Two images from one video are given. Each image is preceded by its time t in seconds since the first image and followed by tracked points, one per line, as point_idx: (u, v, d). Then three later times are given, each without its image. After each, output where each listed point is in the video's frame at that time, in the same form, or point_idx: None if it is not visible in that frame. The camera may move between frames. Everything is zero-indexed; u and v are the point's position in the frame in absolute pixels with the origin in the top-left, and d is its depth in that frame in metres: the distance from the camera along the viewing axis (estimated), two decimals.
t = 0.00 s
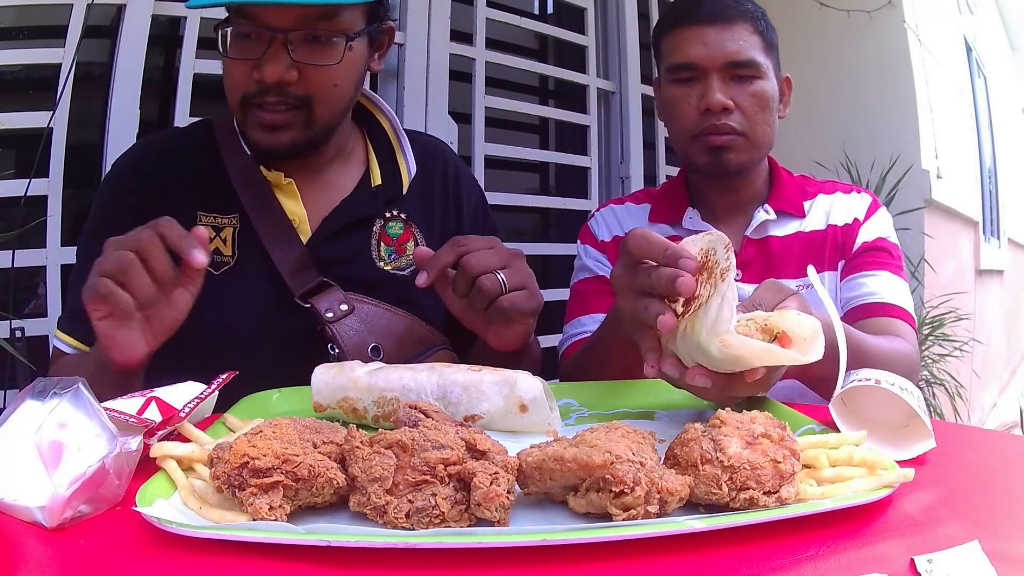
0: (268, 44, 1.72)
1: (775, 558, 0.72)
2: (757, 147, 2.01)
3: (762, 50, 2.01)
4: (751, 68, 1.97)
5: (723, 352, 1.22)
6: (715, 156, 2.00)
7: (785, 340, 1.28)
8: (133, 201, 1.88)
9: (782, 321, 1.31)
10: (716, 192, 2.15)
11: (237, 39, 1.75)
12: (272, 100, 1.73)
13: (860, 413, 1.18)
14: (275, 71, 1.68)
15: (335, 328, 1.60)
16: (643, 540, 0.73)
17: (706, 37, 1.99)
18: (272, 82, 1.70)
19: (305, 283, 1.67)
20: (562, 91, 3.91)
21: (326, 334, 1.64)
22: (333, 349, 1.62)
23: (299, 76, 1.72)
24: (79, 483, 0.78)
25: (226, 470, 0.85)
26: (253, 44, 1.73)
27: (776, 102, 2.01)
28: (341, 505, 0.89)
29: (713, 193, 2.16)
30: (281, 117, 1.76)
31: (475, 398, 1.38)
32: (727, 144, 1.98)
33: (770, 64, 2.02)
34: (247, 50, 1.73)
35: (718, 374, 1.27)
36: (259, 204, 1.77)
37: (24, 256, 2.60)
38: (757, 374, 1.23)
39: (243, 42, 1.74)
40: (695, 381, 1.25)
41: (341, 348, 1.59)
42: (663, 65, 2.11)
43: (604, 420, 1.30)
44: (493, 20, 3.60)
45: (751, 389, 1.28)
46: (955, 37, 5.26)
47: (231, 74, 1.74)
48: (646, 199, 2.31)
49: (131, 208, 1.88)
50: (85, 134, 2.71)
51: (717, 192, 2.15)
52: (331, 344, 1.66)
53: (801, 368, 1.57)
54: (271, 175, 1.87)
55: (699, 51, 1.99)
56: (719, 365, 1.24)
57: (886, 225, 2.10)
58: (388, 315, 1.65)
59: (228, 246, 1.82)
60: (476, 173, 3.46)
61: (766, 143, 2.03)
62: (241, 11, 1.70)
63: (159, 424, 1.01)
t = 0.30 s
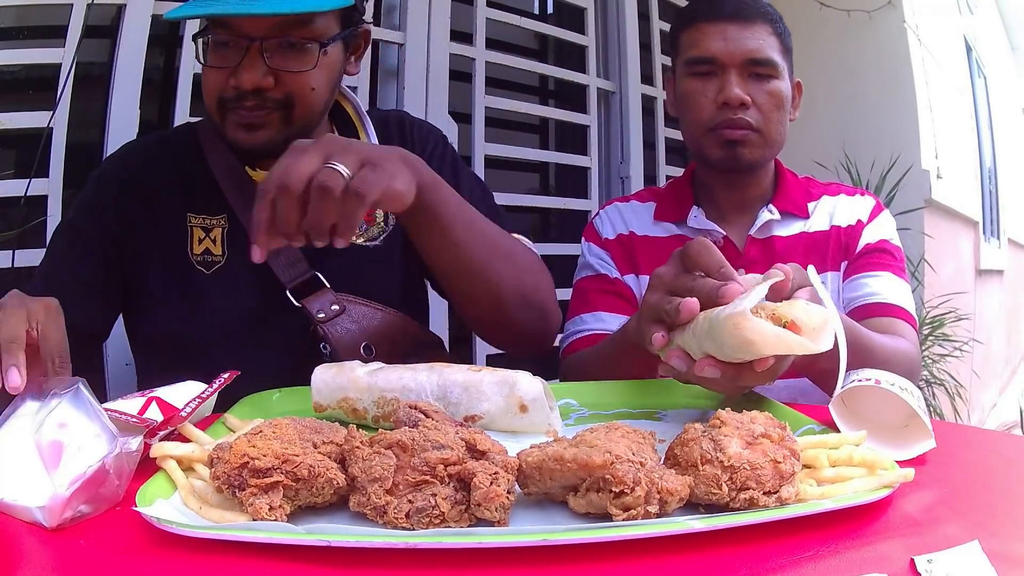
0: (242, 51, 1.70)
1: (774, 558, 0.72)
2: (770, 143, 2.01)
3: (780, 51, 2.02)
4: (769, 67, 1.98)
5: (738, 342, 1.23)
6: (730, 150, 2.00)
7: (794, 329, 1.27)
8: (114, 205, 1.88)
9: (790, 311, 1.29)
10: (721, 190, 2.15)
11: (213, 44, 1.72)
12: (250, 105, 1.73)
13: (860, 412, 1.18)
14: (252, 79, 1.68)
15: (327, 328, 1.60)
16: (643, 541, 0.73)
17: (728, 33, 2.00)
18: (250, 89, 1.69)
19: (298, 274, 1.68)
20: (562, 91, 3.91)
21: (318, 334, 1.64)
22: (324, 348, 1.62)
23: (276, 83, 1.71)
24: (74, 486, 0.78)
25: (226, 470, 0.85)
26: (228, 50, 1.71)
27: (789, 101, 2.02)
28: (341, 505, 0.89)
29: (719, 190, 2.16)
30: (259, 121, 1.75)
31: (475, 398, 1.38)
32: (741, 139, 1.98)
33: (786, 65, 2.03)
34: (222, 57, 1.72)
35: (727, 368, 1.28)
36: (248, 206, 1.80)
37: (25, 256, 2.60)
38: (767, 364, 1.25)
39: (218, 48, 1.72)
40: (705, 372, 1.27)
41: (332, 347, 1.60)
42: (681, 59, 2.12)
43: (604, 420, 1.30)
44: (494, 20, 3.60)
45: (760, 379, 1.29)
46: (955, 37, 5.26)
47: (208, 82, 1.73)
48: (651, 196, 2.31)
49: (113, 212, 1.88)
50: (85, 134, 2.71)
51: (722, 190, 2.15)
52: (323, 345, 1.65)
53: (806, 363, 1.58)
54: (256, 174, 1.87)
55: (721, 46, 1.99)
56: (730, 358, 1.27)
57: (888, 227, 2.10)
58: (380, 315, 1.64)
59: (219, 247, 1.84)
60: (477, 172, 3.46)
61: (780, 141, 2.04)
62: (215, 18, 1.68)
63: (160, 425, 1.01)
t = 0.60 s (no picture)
0: (225, 50, 1.69)
1: (773, 558, 0.73)
2: (778, 143, 2.01)
3: (790, 54, 2.03)
4: (779, 68, 1.98)
5: (739, 338, 1.25)
6: (740, 147, 2.00)
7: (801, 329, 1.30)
8: (106, 207, 1.88)
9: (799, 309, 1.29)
10: (726, 189, 2.15)
11: (197, 47, 1.73)
12: (231, 104, 1.72)
13: (860, 413, 1.18)
14: (233, 76, 1.67)
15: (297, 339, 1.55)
16: (643, 541, 0.73)
17: (741, 32, 2.00)
18: (232, 86, 1.69)
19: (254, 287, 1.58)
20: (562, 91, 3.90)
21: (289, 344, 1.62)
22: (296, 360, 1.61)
23: (257, 81, 1.70)
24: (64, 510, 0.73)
25: (226, 470, 0.85)
26: (211, 50, 1.71)
27: (797, 104, 2.03)
28: (341, 505, 0.89)
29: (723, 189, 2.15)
30: (241, 121, 1.74)
31: (474, 399, 1.38)
32: (751, 136, 1.98)
33: (796, 67, 2.04)
34: (207, 56, 1.72)
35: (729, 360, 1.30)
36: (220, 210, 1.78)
37: (24, 256, 2.60)
38: (769, 360, 1.25)
39: (203, 48, 1.72)
40: (710, 364, 1.30)
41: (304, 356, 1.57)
42: (692, 57, 2.12)
43: (604, 421, 1.31)
44: (494, 20, 3.61)
45: (768, 376, 1.31)
46: (954, 37, 5.26)
47: (193, 83, 1.74)
48: (656, 196, 2.31)
49: (105, 214, 1.88)
50: (85, 134, 2.71)
51: (726, 189, 2.15)
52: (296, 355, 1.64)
53: (810, 362, 1.58)
54: (229, 178, 1.87)
55: (733, 45, 2.00)
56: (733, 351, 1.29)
57: (891, 229, 2.10)
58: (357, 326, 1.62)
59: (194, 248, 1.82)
60: (477, 172, 3.47)
61: (786, 141, 2.04)
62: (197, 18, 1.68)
63: (162, 425, 1.02)
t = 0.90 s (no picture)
0: (218, 49, 1.69)
1: (774, 558, 0.72)
2: (779, 143, 2.01)
3: (790, 55, 2.03)
4: (779, 68, 1.99)
5: (735, 300, 1.24)
6: (742, 146, 2.00)
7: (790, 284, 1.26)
8: (103, 208, 1.87)
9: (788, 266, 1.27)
10: (727, 188, 2.15)
11: (189, 45, 1.72)
12: (223, 102, 1.72)
13: (860, 413, 1.18)
14: (227, 75, 1.67)
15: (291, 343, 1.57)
16: (643, 541, 0.73)
17: (741, 33, 2.00)
18: (224, 84, 1.69)
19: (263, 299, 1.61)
20: (562, 91, 3.90)
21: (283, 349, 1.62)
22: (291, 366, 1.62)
23: (249, 80, 1.70)
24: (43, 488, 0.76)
25: (226, 470, 0.85)
26: (204, 48, 1.71)
27: (797, 104, 2.03)
28: (341, 505, 0.89)
29: (724, 188, 2.16)
30: (234, 120, 1.74)
31: (474, 399, 1.38)
32: (752, 135, 1.98)
33: (796, 68, 2.04)
34: (199, 55, 1.71)
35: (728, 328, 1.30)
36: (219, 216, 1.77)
37: (24, 255, 2.60)
38: (766, 320, 1.24)
39: (195, 46, 1.71)
40: (709, 332, 1.29)
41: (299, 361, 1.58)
42: (693, 58, 2.12)
43: (604, 420, 1.31)
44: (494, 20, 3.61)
45: (767, 339, 1.30)
46: (954, 37, 5.26)
47: (185, 81, 1.73)
48: (656, 196, 2.31)
49: (103, 216, 1.87)
50: (86, 134, 2.71)
51: (727, 188, 2.15)
52: (290, 361, 1.65)
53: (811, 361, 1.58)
54: (223, 179, 1.84)
55: (733, 45, 2.00)
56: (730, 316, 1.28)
57: (891, 227, 2.10)
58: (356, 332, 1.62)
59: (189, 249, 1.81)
60: (477, 172, 3.47)
61: (787, 141, 2.04)
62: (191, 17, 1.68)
63: (161, 425, 1.02)
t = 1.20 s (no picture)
0: (233, 42, 1.70)
1: (774, 558, 0.72)
2: (775, 141, 2.01)
3: (785, 54, 2.03)
4: (775, 68, 1.99)
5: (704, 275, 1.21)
6: (738, 144, 1.99)
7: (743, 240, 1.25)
8: (102, 210, 1.87)
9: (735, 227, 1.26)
10: (725, 188, 2.16)
11: (205, 36, 1.73)
12: (234, 95, 1.71)
13: (860, 412, 1.18)
14: (239, 68, 1.66)
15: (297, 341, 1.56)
16: (643, 541, 0.73)
17: (737, 34, 2.01)
18: (236, 77, 1.68)
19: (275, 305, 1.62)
20: (563, 91, 3.90)
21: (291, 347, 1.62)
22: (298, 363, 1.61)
23: (261, 75, 1.69)
24: (28, 483, 0.75)
25: (226, 470, 0.85)
26: (219, 41, 1.71)
27: (793, 102, 2.03)
28: (341, 505, 0.89)
29: (722, 187, 2.16)
30: (243, 114, 1.73)
31: (474, 399, 1.38)
32: (749, 133, 1.97)
33: (791, 67, 2.04)
34: (214, 47, 1.72)
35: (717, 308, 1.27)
36: (225, 212, 1.75)
37: (24, 256, 2.60)
38: (745, 287, 1.20)
39: (210, 39, 1.72)
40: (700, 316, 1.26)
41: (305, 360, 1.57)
42: (690, 59, 2.12)
43: (605, 420, 1.31)
44: (494, 20, 3.60)
45: (755, 311, 1.28)
46: (955, 37, 5.26)
47: (198, 73, 1.73)
48: (654, 196, 2.32)
49: (103, 217, 1.87)
50: (86, 134, 2.71)
51: (726, 187, 2.16)
52: (297, 358, 1.64)
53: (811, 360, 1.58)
54: (230, 174, 1.83)
55: (729, 45, 2.00)
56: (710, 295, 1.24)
57: (886, 222, 2.09)
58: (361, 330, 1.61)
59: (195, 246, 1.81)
60: (478, 172, 3.47)
61: (784, 140, 2.04)
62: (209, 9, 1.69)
63: (160, 425, 1.02)
